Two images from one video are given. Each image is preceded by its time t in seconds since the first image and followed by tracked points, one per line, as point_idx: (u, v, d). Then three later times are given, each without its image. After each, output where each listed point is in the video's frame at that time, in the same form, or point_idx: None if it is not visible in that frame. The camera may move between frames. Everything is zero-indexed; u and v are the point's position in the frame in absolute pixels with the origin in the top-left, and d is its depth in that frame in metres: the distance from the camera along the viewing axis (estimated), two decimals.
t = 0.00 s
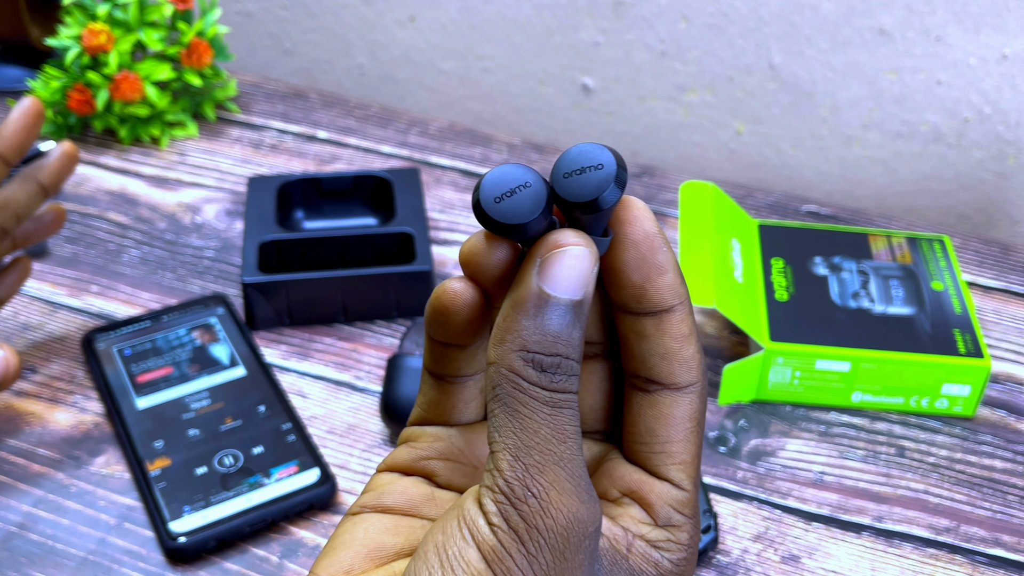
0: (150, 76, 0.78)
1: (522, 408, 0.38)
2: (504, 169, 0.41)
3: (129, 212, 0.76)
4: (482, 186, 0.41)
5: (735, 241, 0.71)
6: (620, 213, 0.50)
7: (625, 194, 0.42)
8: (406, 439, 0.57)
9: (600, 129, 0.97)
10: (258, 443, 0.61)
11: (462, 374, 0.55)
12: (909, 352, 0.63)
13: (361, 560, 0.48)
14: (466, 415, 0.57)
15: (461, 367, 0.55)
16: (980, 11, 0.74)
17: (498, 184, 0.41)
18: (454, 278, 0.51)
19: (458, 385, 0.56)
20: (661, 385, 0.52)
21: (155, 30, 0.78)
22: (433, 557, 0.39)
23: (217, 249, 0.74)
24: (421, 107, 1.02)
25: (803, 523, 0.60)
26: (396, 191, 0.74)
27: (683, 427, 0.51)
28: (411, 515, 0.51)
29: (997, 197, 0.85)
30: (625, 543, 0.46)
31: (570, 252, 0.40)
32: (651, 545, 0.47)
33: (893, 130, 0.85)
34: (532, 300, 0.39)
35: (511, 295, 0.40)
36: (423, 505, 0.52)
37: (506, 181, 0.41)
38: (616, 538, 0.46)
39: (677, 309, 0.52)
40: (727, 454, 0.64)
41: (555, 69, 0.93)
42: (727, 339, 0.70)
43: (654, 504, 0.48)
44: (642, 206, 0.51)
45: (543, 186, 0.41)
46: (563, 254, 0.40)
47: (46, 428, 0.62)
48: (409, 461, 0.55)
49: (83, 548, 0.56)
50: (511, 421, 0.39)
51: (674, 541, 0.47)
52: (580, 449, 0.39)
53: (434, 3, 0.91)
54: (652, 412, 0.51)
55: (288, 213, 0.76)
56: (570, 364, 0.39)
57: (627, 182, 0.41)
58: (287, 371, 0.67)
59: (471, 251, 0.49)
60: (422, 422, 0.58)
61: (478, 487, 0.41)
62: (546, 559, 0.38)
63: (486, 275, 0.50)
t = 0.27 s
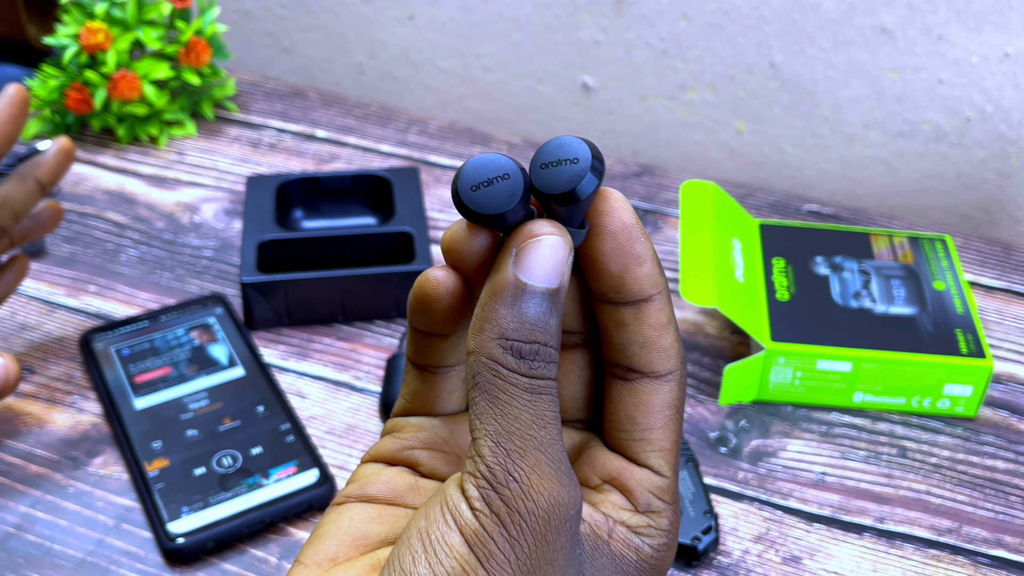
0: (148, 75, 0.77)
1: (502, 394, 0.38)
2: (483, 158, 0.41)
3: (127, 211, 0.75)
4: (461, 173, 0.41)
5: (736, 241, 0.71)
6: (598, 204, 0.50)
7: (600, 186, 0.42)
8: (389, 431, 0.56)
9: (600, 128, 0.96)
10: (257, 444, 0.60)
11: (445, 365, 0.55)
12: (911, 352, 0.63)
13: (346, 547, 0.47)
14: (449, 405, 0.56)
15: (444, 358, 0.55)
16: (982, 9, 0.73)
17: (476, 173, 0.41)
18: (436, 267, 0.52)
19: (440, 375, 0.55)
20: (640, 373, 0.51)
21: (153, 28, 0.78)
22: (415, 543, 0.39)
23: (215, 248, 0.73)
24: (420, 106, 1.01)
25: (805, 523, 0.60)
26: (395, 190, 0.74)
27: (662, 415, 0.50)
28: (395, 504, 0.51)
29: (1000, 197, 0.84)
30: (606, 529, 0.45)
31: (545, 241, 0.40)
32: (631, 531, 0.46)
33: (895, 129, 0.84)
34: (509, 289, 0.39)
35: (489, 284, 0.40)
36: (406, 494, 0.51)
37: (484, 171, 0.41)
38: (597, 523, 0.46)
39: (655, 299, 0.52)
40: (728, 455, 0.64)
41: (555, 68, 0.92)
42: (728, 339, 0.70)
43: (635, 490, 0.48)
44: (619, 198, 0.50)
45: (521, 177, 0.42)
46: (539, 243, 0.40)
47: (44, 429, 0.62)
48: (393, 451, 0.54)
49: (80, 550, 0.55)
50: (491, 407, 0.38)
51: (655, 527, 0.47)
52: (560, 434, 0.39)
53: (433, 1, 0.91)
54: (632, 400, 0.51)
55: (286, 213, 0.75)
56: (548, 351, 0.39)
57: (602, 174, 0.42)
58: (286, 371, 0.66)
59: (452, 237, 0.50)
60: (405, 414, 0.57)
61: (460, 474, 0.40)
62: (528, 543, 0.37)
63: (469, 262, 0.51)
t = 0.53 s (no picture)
0: (146, 74, 0.77)
1: (510, 361, 0.37)
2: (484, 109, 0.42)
3: (125, 211, 0.75)
4: (465, 124, 0.42)
5: (738, 241, 0.70)
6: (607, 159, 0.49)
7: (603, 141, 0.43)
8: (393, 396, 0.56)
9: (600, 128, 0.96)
10: (255, 444, 0.60)
11: (446, 326, 0.56)
12: (912, 352, 0.63)
13: (349, 521, 0.46)
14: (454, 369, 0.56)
15: (446, 318, 0.56)
16: (984, 8, 0.73)
17: (480, 123, 0.42)
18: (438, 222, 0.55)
19: (443, 336, 0.57)
20: (651, 335, 0.50)
21: (151, 27, 0.77)
22: (424, 516, 0.38)
23: (213, 248, 0.73)
24: (420, 106, 1.01)
25: (806, 524, 0.60)
26: (395, 189, 0.74)
27: (677, 388, 0.48)
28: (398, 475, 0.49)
29: (1002, 197, 0.84)
30: (619, 498, 0.44)
31: (551, 200, 0.38)
32: (645, 498, 0.44)
33: (896, 128, 0.84)
34: (516, 251, 0.36)
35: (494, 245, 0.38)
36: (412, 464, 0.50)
37: (489, 121, 0.42)
38: (611, 493, 0.44)
39: (665, 258, 0.50)
40: (728, 456, 0.64)
41: (555, 67, 0.92)
42: (729, 339, 0.70)
43: (649, 457, 0.46)
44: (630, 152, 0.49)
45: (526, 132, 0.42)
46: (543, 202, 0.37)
47: (41, 429, 0.61)
48: (397, 416, 0.54)
49: (78, 551, 0.55)
50: (500, 376, 0.37)
51: (669, 494, 0.45)
52: (570, 401, 0.38)
53: None
54: (645, 362, 0.49)
55: (285, 212, 0.75)
56: (555, 314, 0.37)
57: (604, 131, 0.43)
58: (284, 371, 0.66)
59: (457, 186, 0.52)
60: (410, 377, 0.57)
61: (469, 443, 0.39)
62: (541, 514, 0.37)
63: (473, 217, 0.53)
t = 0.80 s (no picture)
0: (121, 82, 0.74)
1: (547, 488, 0.35)
2: (540, 225, 0.39)
3: (99, 227, 0.71)
4: (514, 239, 0.39)
5: (746, 258, 0.66)
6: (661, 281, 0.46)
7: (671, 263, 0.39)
8: (403, 508, 0.50)
9: (599, 139, 0.92)
10: (237, 474, 0.55)
11: (471, 439, 0.49)
12: (933, 377, 0.58)
13: None
14: (474, 483, 0.51)
15: (473, 431, 0.49)
16: (1007, 12, 0.70)
17: (534, 241, 0.38)
18: (473, 331, 0.47)
19: (467, 451, 0.49)
20: (689, 466, 0.47)
21: (126, 33, 0.74)
22: None
23: (193, 266, 0.69)
24: (411, 116, 0.97)
25: (819, 559, 0.54)
26: (384, 205, 0.70)
27: (711, 509, 0.46)
28: None
29: None
30: None
31: (597, 318, 0.36)
32: None
33: (915, 139, 0.81)
34: (558, 369, 0.36)
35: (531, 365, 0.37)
36: None
37: (543, 239, 0.38)
38: None
39: (712, 386, 0.47)
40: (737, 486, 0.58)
41: (553, 75, 0.88)
42: (737, 363, 0.64)
43: None
44: (684, 275, 0.47)
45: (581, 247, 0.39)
46: (589, 321, 0.36)
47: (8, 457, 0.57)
48: (410, 532, 0.48)
49: None
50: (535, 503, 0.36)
51: None
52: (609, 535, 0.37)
53: (425, 4, 0.87)
54: (679, 494, 0.47)
55: (268, 229, 0.72)
56: (598, 441, 0.36)
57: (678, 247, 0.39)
58: (268, 397, 0.61)
59: (496, 301, 0.46)
60: (423, 488, 0.51)
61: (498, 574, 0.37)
62: None
63: (516, 325, 0.47)
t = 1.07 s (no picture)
0: (121, 83, 0.74)
1: (509, 488, 0.35)
2: (499, 227, 0.38)
3: (99, 227, 0.71)
4: (473, 242, 0.38)
5: (746, 258, 0.66)
6: (623, 280, 0.47)
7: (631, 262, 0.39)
8: (374, 508, 0.51)
9: (600, 139, 0.92)
10: (236, 474, 0.55)
11: (440, 438, 0.49)
12: (934, 377, 0.58)
13: None
14: (442, 482, 0.51)
15: (440, 431, 0.49)
16: (1007, 13, 0.71)
17: (492, 243, 0.38)
18: (439, 334, 0.47)
19: (436, 450, 0.50)
20: (655, 462, 0.47)
21: (126, 33, 0.74)
22: None
23: (193, 266, 0.69)
24: (411, 116, 0.97)
25: (819, 559, 0.54)
26: (384, 205, 0.70)
27: (677, 504, 0.46)
28: None
29: None
30: None
31: (560, 318, 0.37)
32: None
33: (915, 140, 0.81)
34: (520, 370, 0.35)
35: (494, 364, 0.37)
36: None
37: (501, 241, 0.38)
38: None
39: (677, 384, 0.47)
40: (737, 486, 0.58)
41: (553, 75, 0.88)
42: (737, 363, 0.65)
43: None
44: (646, 275, 0.47)
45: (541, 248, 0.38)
46: (553, 321, 0.36)
47: (9, 457, 0.57)
48: (378, 531, 0.48)
49: None
50: (497, 502, 0.36)
51: None
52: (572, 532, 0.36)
53: (425, 4, 0.87)
54: (645, 490, 0.47)
55: (268, 229, 0.72)
56: (561, 440, 0.36)
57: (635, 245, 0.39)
58: (268, 397, 0.61)
59: (459, 304, 0.46)
60: (393, 488, 0.51)
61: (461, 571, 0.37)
62: None
63: (478, 328, 0.47)
